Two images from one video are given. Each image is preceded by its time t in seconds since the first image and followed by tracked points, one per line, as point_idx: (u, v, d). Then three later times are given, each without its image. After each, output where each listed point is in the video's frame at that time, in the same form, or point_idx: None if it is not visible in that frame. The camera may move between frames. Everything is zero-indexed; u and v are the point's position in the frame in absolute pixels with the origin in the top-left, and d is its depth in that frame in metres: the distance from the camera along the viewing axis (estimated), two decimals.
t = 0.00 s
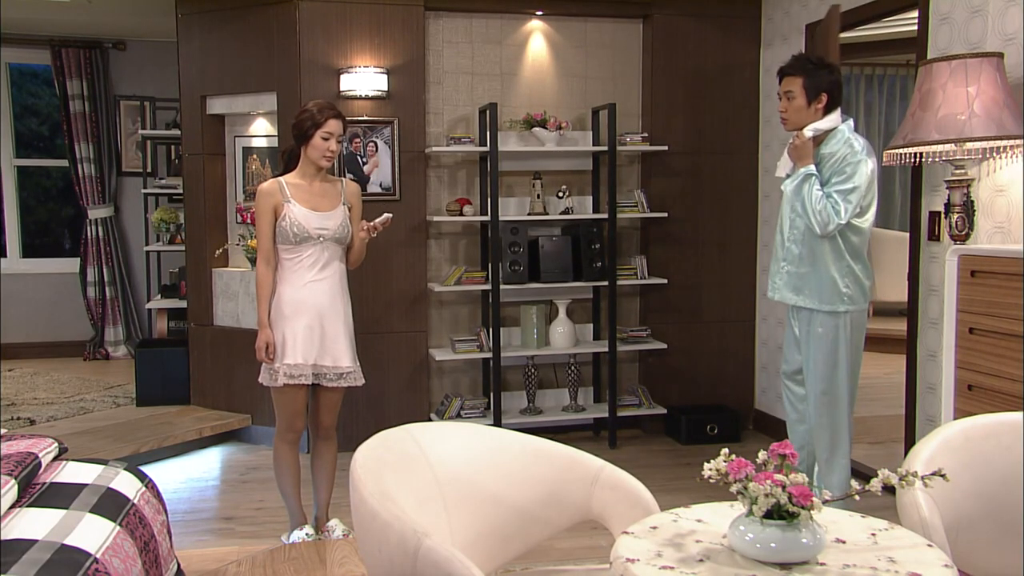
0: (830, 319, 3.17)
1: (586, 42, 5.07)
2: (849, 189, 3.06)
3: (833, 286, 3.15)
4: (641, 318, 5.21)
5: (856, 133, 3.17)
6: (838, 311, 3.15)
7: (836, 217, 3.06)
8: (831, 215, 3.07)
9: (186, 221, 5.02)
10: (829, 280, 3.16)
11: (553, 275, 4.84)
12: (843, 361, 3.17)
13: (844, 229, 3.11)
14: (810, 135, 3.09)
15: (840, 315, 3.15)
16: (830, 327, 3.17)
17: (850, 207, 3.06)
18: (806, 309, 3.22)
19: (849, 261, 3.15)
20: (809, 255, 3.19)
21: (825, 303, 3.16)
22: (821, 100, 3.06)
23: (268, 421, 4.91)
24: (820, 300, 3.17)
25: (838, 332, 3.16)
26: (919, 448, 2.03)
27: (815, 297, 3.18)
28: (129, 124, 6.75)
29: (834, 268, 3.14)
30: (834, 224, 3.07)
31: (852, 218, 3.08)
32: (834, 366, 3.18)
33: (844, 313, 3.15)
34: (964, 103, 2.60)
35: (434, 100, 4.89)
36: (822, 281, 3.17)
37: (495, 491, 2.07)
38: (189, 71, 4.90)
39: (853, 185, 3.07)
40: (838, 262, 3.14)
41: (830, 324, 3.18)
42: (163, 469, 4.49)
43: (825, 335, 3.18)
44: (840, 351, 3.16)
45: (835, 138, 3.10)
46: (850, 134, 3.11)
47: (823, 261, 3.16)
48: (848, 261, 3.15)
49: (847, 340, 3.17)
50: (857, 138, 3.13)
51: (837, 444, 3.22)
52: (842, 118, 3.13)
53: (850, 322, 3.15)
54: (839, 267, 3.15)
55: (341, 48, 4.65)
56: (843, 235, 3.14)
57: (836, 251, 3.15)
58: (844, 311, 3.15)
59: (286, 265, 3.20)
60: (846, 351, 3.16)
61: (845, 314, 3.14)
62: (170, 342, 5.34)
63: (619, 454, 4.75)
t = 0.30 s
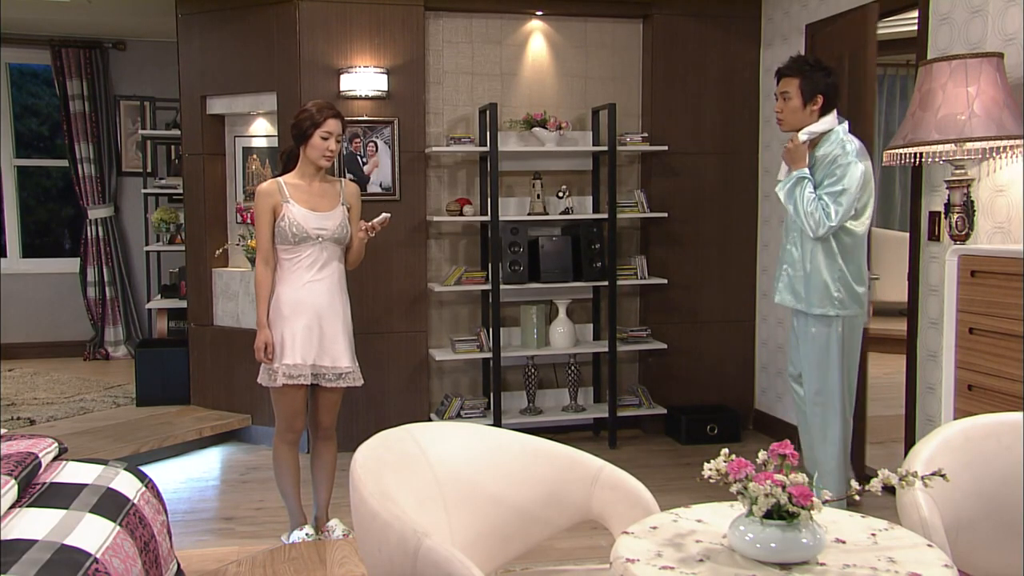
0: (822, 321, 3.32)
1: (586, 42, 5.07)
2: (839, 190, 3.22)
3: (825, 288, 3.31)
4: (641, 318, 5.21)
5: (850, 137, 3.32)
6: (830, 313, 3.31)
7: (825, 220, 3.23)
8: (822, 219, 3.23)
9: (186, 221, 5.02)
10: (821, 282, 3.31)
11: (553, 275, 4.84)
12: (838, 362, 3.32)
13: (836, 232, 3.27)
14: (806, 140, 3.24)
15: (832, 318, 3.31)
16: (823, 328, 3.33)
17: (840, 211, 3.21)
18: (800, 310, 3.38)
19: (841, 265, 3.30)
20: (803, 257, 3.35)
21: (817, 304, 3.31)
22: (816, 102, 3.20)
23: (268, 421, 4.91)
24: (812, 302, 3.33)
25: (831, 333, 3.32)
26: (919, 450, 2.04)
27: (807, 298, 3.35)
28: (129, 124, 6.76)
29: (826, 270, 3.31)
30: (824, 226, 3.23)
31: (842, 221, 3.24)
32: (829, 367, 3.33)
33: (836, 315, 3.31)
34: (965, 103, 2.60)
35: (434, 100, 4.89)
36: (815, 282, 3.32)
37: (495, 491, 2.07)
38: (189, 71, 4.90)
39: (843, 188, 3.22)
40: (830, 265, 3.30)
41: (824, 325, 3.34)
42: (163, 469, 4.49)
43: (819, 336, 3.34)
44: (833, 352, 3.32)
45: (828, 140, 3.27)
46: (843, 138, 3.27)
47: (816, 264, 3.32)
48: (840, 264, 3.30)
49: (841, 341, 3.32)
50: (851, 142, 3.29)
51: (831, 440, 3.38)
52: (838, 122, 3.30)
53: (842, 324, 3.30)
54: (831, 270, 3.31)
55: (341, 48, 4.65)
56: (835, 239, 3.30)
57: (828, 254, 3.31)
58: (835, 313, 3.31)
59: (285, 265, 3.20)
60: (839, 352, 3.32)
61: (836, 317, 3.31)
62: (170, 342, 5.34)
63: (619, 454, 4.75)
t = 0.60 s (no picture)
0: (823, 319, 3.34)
1: (586, 42, 5.07)
2: (834, 187, 3.22)
3: (824, 286, 3.32)
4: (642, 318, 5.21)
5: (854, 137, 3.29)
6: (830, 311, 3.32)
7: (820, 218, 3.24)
8: (817, 216, 3.25)
9: (186, 221, 5.02)
10: (821, 280, 3.33)
11: (553, 275, 4.85)
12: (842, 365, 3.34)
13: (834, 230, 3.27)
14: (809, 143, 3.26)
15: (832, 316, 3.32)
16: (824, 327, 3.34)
17: (835, 209, 3.22)
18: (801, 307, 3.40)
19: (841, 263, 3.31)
20: (803, 254, 3.37)
21: (816, 301, 3.33)
22: (819, 103, 3.23)
23: (268, 421, 4.91)
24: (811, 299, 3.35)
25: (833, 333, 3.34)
26: (918, 449, 2.03)
27: (808, 295, 3.36)
28: (129, 124, 6.76)
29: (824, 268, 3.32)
30: (819, 224, 3.24)
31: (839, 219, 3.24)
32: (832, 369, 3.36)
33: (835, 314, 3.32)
34: (964, 103, 2.60)
35: (434, 100, 4.89)
36: (816, 280, 3.34)
37: (495, 491, 2.07)
38: (189, 72, 4.90)
39: (838, 185, 3.22)
40: (829, 263, 3.31)
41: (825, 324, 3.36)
42: (163, 469, 4.49)
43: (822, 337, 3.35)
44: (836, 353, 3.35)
45: (826, 138, 3.26)
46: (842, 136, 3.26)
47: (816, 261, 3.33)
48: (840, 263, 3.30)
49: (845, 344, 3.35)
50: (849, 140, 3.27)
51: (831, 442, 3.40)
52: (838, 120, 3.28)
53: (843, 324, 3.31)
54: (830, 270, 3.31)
55: (341, 48, 4.65)
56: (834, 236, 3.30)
57: (828, 252, 3.31)
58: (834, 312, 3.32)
59: (285, 265, 3.20)
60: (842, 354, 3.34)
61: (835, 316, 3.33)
62: (170, 342, 5.34)
63: (619, 454, 4.75)
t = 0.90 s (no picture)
0: (835, 314, 3.51)
1: (586, 42, 5.07)
2: (827, 184, 3.47)
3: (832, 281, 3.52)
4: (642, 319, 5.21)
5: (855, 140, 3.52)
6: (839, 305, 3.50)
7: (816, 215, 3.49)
8: (814, 215, 3.50)
9: (186, 221, 5.02)
10: (829, 275, 3.53)
11: (553, 275, 4.84)
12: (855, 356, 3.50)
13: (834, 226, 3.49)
14: (812, 142, 3.56)
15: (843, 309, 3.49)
16: (835, 321, 3.51)
17: (831, 206, 3.45)
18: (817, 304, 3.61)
19: (846, 259, 3.50)
20: (815, 253, 3.59)
21: (826, 296, 3.54)
22: (823, 104, 3.54)
23: (268, 421, 4.91)
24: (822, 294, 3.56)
25: (849, 325, 3.49)
26: (917, 449, 2.02)
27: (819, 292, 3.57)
28: (130, 124, 6.76)
29: (832, 264, 3.53)
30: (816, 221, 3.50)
31: (837, 215, 3.46)
32: (845, 361, 3.51)
33: (843, 307, 3.49)
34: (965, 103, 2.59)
35: (434, 100, 4.89)
36: (827, 276, 3.54)
37: (495, 491, 2.07)
38: (189, 71, 4.90)
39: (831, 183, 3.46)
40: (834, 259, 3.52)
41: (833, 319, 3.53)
42: (163, 469, 4.49)
43: (834, 329, 3.51)
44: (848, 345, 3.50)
45: (825, 140, 3.53)
46: (839, 137, 3.51)
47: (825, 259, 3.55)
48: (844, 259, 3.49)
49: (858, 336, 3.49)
50: (847, 140, 3.50)
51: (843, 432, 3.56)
52: (840, 123, 3.55)
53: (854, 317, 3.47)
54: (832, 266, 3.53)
55: (341, 48, 4.65)
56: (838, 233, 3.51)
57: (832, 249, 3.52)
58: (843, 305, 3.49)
59: (285, 265, 3.20)
60: (855, 345, 3.50)
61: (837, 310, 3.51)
62: (170, 342, 5.35)
63: (619, 454, 4.75)
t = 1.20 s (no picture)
0: (839, 313, 3.51)
1: (586, 42, 5.07)
2: (824, 184, 3.49)
3: (835, 279, 3.53)
4: (641, 318, 5.21)
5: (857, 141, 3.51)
6: (841, 304, 3.50)
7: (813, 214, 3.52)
8: (812, 214, 3.53)
9: (186, 220, 5.02)
10: (832, 274, 3.54)
11: (553, 275, 4.84)
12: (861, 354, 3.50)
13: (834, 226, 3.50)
14: (815, 143, 3.58)
15: (846, 308, 3.49)
16: (839, 319, 3.51)
17: (828, 206, 3.47)
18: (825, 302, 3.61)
19: (847, 257, 3.50)
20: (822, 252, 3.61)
21: (830, 295, 3.55)
22: (827, 105, 3.56)
23: (268, 420, 4.91)
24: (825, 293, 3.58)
25: (853, 324, 3.49)
26: (916, 449, 2.02)
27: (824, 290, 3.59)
28: (130, 124, 6.76)
29: (835, 263, 3.54)
30: (814, 220, 3.52)
31: (834, 214, 3.47)
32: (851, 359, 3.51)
33: (846, 306, 3.49)
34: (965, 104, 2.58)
35: (434, 100, 4.89)
36: (831, 274, 3.55)
37: (495, 491, 2.07)
38: (189, 71, 4.90)
39: (828, 183, 3.48)
40: (835, 258, 3.53)
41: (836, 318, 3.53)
42: (163, 469, 4.49)
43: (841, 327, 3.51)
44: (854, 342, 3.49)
45: (826, 140, 3.54)
46: (840, 137, 3.51)
47: (829, 258, 3.56)
48: (845, 258, 3.49)
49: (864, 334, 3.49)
50: (848, 140, 3.49)
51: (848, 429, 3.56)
52: (843, 123, 3.55)
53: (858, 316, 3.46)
54: (835, 264, 3.53)
55: (341, 48, 4.65)
56: (838, 232, 3.52)
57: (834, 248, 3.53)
58: (845, 304, 3.49)
59: (285, 265, 3.20)
60: (861, 343, 3.49)
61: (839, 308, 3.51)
62: (170, 342, 5.35)
63: (619, 454, 4.75)
